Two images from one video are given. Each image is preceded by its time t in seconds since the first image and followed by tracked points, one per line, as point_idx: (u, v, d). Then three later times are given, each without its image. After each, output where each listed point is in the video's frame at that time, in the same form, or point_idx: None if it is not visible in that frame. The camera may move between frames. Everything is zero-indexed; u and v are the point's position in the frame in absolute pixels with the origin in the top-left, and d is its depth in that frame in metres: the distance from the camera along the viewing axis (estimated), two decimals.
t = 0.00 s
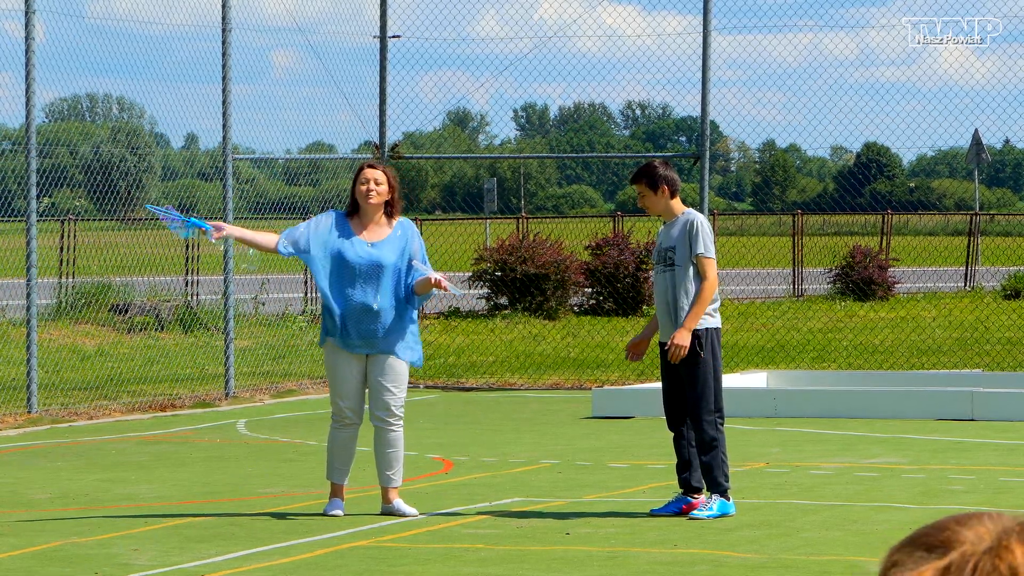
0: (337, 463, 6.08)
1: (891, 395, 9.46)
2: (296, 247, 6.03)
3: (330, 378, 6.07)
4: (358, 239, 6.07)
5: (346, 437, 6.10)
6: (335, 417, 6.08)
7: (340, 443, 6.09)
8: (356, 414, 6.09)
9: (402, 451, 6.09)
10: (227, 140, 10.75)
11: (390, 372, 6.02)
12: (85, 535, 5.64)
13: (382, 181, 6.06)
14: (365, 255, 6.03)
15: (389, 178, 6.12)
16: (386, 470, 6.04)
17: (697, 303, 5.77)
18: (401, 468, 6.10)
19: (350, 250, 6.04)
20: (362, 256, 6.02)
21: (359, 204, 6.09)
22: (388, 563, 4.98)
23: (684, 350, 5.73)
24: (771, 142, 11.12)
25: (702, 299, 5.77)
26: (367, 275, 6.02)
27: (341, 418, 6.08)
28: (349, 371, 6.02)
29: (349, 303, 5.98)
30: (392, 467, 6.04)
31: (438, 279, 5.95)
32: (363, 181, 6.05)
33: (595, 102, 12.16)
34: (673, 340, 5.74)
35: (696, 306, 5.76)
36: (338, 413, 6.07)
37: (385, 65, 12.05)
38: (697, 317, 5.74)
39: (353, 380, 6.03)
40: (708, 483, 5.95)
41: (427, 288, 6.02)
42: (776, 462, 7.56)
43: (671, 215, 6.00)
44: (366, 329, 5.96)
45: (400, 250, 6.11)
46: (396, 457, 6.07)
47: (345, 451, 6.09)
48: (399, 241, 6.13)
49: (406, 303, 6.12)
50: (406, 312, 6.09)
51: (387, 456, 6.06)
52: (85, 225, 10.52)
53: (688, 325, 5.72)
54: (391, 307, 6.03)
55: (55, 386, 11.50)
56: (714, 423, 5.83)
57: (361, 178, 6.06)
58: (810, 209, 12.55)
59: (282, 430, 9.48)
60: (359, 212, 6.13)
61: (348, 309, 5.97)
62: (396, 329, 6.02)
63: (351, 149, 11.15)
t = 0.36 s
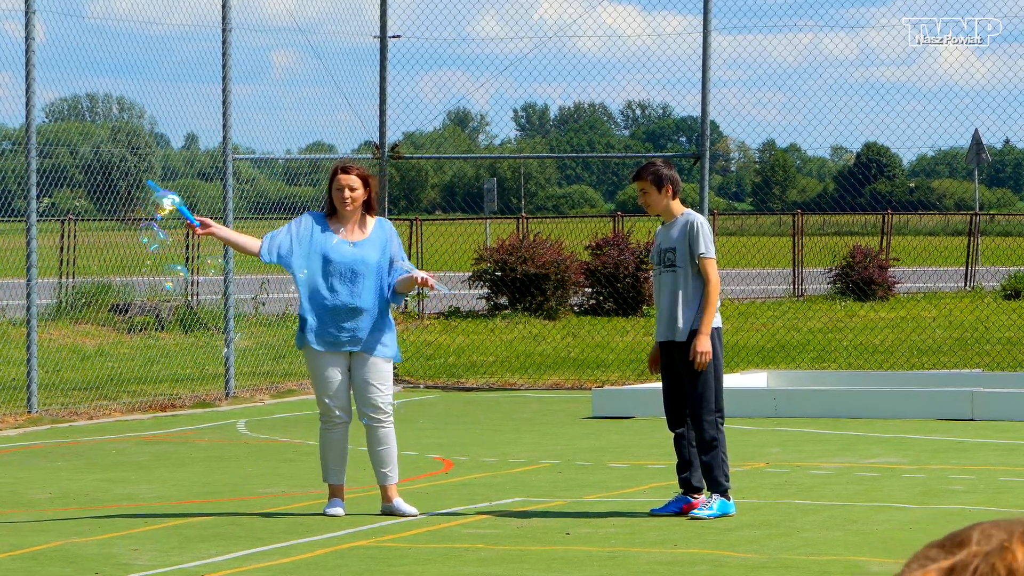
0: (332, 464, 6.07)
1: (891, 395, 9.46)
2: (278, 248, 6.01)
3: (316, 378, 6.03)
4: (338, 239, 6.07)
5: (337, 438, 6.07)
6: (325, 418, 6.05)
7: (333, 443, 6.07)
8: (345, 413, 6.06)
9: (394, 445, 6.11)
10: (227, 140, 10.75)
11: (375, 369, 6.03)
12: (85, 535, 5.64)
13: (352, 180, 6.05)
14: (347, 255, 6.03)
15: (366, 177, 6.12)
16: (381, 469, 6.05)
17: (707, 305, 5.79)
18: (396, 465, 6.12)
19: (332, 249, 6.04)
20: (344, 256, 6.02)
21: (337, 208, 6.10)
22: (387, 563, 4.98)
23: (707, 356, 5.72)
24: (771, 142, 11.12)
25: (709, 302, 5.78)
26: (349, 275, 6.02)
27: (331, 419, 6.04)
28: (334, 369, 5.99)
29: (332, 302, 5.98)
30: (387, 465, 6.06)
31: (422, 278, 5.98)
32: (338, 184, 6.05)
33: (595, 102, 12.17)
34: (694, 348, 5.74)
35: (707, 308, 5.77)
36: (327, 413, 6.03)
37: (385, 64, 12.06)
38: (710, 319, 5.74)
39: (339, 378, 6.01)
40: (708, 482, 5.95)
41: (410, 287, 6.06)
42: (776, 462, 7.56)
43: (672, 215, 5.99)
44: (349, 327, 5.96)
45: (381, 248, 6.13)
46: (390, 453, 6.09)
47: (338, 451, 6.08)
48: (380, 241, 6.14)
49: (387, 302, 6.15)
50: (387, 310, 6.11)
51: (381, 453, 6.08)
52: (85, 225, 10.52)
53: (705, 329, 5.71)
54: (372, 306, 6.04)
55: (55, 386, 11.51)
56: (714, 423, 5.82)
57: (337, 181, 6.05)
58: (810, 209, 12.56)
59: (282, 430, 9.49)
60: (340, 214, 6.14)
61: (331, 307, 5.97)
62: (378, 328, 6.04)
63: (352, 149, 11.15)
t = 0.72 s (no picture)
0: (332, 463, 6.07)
1: (892, 394, 9.46)
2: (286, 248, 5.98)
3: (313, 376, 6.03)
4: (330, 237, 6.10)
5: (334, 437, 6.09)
6: (321, 418, 6.05)
7: (331, 442, 6.07)
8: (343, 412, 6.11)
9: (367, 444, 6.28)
10: (227, 140, 10.74)
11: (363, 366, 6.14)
12: (85, 535, 5.64)
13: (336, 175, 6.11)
14: (339, 254, 6.09)
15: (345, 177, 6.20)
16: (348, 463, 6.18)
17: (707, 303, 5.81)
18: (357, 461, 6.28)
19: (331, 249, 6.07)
20: (337, 254, 6.08)
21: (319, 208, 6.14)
22: (388, 563, 4.98)
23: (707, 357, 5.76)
24: (771, 142, 11.12)
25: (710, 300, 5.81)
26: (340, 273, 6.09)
27: (331, 418, 6.05)
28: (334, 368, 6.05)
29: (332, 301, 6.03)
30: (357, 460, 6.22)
31: (415, 271, 6.17)
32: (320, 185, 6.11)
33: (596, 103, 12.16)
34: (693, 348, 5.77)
35: (707, 308, 5.79)
36: (325, 412, 6.04)
37: (385, 65, 12.05)
38: (709, 319, 5.78)
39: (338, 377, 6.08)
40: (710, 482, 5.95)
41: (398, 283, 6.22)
42: (776, 463, 7.56)
43: (673, 215, 6.01)
44: (349, 326, 6.05)
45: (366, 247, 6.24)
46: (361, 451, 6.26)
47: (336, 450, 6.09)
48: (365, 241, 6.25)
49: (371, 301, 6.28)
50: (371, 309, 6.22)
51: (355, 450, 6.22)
52: (85, 225, 10.52)
53: (705, 330, 5.76)
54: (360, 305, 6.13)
55: (55, 386, 11.51)
56: (714, 423, 5.81)
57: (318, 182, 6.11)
58: (810, 209, 12.56)
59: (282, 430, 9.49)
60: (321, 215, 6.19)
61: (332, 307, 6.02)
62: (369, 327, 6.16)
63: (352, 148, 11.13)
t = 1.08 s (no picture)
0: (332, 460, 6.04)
1: (892, 394, 9.46)
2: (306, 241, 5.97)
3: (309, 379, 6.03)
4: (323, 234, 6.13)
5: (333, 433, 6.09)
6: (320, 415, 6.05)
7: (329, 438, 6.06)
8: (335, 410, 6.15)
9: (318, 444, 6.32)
10: (227, 140, 10.74)
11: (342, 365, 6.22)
12: (85, 535, 5.64)
13: (324, 177, 6.21)
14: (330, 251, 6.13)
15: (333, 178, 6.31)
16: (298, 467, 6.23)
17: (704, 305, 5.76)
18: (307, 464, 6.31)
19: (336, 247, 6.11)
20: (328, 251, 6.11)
21: (308, 210, 6.23)
22: (388, 563, 4.98)
23: (693, 355, 5.73)
24: (771, 142, 11.12)
25: (708, 302, 5.75)
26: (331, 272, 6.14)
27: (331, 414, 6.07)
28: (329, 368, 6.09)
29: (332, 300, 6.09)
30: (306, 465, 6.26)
31: (406, 275, 6.22)
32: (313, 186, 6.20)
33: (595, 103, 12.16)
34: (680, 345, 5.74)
35: (704, 307, 5.75)
36: (324, 411, 6.04)
37: (385, 64, 12.03)
38: (704, 319, 5.74)
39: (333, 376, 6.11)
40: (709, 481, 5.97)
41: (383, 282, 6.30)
42: (776, 463, 7.56)
43: (684, 212, 6.01)
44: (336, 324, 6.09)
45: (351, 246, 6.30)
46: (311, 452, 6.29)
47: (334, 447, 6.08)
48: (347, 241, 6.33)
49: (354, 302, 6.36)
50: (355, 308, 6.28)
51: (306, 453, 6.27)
52: (85, 225, 10.52)
53: (694, 329, 5.73)
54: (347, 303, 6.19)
55: (55, 386, 11.51)
56: (718, 423, 5.83)
57: (310, 184, 6.19)
58: (810, 209, 12.56)
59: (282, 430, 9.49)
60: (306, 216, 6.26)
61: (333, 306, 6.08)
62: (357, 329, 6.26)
63: (351, 148, 11.12)
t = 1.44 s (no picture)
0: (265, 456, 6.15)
1: (892, 394, 9.46)
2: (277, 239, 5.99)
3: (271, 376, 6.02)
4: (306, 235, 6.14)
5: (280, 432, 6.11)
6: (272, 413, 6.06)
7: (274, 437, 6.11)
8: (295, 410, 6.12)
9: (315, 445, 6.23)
10: (227, 140, 10.74)
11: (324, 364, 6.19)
12: (86, 535, 5.64)
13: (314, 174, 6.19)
14: (313, 251, 6.12)
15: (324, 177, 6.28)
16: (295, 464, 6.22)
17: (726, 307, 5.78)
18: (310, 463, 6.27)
19: (308, 245, 6.12)
20: (310, 250, 6.11)
21: (297, 207, 6.23)
22: (388, 563, 4.98)
23: (721, 358, 5.77)
24: (770, 142, 11.12)
25: (730, 302, 5.77)
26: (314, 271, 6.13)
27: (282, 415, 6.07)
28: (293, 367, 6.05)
29: (299, 299, 6.07)
30: (302, 462, 6.22)
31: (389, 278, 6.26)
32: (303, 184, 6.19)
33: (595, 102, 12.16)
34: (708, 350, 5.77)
35: (725, 311, 5.77)
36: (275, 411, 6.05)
37: (385, 64, 12.03)
38: (728, 322, 5.76)
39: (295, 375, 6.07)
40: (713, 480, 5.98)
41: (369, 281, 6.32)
42: (776, 463, 7.56)
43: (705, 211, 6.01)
44: (315, 324, 6.09)
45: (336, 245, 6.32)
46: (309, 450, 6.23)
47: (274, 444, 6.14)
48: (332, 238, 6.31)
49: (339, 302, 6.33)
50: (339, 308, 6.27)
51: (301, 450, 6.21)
52: (85, 225, 10.52)
53: (722, 334, 5.75)
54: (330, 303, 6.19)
55: (55, 386, 11.52)
56: (730, 424, 5.83)
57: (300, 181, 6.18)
58: (810, 209, 12.56)
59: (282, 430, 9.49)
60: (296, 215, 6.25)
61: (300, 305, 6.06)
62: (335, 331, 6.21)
63: (351, 148, 11.13)
